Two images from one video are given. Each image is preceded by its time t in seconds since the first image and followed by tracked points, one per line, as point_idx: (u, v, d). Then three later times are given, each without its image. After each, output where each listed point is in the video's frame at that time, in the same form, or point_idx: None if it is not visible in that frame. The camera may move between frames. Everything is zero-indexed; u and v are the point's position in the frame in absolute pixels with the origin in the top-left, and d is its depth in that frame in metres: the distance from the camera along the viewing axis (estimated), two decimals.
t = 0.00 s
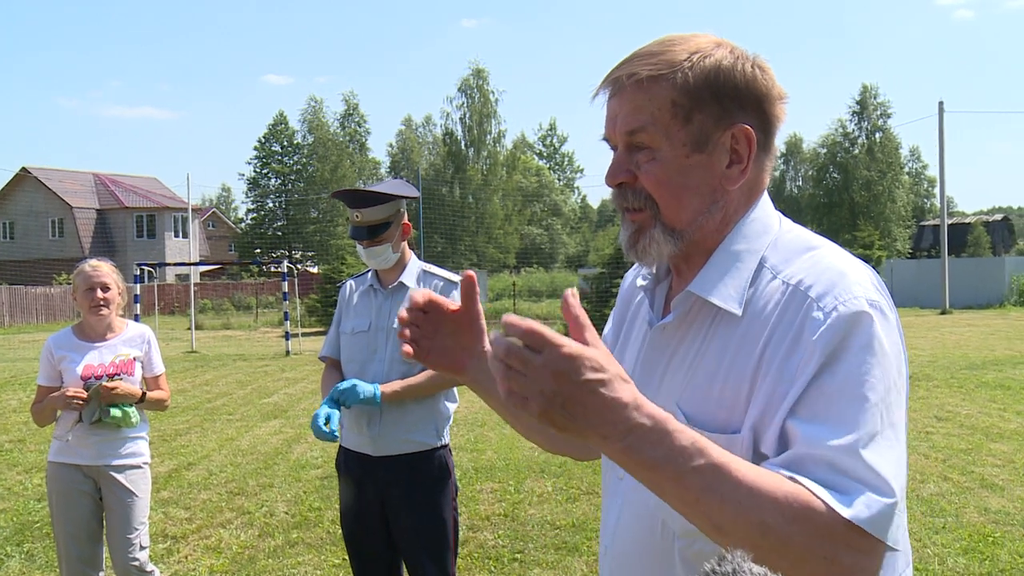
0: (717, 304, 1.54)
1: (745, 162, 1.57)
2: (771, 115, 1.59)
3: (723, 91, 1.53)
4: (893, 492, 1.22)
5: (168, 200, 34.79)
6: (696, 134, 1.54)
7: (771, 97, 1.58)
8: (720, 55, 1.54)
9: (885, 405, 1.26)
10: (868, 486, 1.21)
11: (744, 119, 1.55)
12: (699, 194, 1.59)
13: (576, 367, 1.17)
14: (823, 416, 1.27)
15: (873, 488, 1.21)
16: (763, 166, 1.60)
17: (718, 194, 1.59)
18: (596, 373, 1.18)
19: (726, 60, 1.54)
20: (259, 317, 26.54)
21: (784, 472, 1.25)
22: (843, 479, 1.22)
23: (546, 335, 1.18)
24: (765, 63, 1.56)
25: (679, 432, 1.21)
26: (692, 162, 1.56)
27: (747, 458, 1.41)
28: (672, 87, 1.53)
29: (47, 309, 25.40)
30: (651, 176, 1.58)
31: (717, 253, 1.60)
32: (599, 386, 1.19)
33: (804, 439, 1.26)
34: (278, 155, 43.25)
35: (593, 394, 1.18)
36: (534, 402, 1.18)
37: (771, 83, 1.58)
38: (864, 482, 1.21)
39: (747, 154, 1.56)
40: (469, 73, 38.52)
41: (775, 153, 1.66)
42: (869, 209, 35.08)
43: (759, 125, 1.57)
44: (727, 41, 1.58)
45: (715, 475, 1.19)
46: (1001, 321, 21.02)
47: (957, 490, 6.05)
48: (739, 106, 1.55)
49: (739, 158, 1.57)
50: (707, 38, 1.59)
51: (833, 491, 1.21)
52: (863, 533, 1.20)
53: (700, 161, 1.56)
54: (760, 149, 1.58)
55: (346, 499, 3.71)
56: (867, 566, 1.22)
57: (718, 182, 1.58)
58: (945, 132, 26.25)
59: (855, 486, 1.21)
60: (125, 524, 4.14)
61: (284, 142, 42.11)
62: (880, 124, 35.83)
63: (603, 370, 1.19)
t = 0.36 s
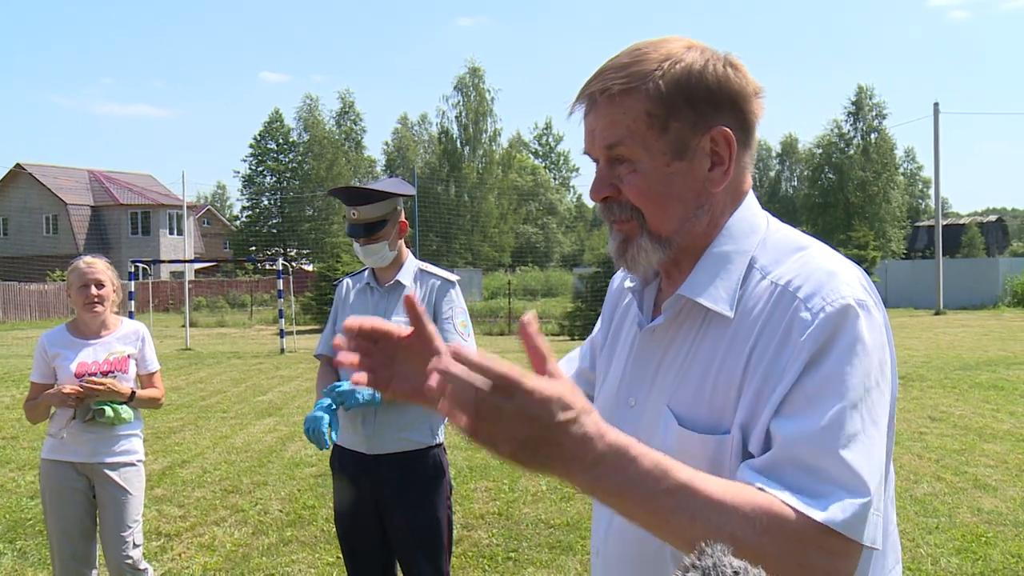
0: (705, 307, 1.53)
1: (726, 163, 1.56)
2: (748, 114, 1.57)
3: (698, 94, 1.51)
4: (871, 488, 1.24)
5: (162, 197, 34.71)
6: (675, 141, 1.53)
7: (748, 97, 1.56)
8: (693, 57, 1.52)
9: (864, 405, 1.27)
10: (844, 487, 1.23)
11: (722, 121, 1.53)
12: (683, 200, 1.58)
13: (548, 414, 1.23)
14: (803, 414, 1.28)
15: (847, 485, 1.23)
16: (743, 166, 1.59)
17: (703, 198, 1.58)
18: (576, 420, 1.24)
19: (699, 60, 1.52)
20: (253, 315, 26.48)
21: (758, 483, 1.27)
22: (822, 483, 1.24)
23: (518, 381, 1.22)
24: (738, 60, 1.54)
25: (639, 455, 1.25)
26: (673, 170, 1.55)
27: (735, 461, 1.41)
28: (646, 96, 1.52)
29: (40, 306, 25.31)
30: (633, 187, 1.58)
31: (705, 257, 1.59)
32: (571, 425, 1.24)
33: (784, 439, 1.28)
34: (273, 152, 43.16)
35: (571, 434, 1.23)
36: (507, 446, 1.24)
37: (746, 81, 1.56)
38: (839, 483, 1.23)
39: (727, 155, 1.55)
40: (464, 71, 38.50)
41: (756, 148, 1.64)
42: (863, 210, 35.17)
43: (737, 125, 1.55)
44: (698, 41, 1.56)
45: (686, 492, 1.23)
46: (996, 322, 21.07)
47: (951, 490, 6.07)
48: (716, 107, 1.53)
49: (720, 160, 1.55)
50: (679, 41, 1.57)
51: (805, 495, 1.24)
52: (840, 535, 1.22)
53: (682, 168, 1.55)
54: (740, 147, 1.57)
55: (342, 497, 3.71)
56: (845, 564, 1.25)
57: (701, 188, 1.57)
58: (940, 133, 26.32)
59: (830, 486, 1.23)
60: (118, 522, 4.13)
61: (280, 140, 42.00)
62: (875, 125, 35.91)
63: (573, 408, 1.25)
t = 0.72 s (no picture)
0: (685, 312, 1.52)
1: (691, 171, 1.56)
2: (706, 118, 1.57)
3: (656, 104, 1.52)
4: (870, 502, 1.28)
5: (155, 198, 34.61)
6: (637, 155, 1.55)
7: (705, 99, 1.56)
8: (645, 67, 1.55)
9: (858, 414, 1.31)
10: (845, 501, 1.27)
11: (681, 127, 1.54)
12: (652, 212, 1.58)
13: None
14: (796, 420, 1.30)
15: (853, 503, 1.27)
16: (710, 171, 1.60)
17: (671, 208, 1.58)
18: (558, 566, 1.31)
19: (651, 70, 1.54)
20: (246, 315, 26.42)
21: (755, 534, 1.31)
22: (826, 501, 1.28)
23: None
24: (692, 65, 1.55)
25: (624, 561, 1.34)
26: (639, 185, 1.56)
27: (727, 466, 1.41)
28: (603, 111, 1.55)
29: (32, 307, 25.22)
30: (600, 206, 1.60)
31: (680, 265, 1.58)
32: None
33: (777, 447, 1.31)
34: (265, 152, 43.07)
35: None
36: None
37: (705, 87, 1.57)
38: (841, 500, 1.27)
39: (691, 160, 1.55)
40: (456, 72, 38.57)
41: (719, 150, 1.64)
42: (855, 209, 35.31)
43: (697, 130, 1.56)
44: (651, 51, 1.59)
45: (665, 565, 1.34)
46: (987, 321, 21.15)
47: (942, 489, 6.09)
48: (673, 116, 1.54)
49: (685, 168, 1.55)
50: (629, 52, 1.60)
51: (807, 520, 1.28)
52: (850, 555, 1.27)
53: (647, 182, 1.56)
54: (703, 151, 1.57)
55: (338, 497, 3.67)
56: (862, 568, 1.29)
57: (670, 198, 1.57)
58: (932, 132, 26.42)
59: (837, 505, 1.28)
60: (109, 524, 4.12)
61: (272, 139, 41.97)
62: (867, 125, 36.07)
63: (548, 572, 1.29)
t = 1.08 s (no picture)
0: (670, 317, 1.52)
1: (670, 176, 1.56)
2: (684, 121, 1.58)
3: (631, 110, 1.54)
4: (872, 504, 1.30)
5: (151, 198, 34.57)
6: (615, 163, 1.56)
7: (682, 103, 1.57)
8: (619, 74, 1.56)
9: (853, 418, 1.32)
10: (845, 507, 1.28)
11: (658, 132, 1.55)
12: (633, 218, 1.58)
13: None
14: (790, 429, 1.31)
15: (855, 509, 1.28)
16: (690, 176, 1.61)
17: (652, 214, 1.58)
18: None
19: (626, 77, 1.56)
20: (242, 316, 26.38)
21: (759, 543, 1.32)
22: (828, 508, 1.29)
23: None
24: (665, 70, 1.57)
25: None
26: (618, 193, 1.57)
27: (719, 471, 1.41)
28: (580, 121, 1.56)
29: (28, 307, 25.17)
30: (580, 215, 1.61)
31: (664, 269, 1.58)
32: None
33: (770, 454, 1.32)
34: (262, 152, 43.10)
35: None
36: None
37: (679, 90, 1.58)
38: (840, 505, 1.29)
39: (669, 165, 1.56)
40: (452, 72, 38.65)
41: (699, 152, 1.64)
42: (851, 209, 35.34)
43: (674, 135, 1.57)
44: (626, 58, 1.60)
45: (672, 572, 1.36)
46: (982, 320, 21.20)
47: (938, 488, 6.11)
48: (648, 121, 1.55)
49: (663, 173, 1.56)
50: (605, 58, 1.61)
51: (810, 528, 1.29)
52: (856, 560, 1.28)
53: (627, 189, 1.57)
54: (682, 157, 1.58)
55: (337, 496, 3.67)
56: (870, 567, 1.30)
57: (651, 204, 1.58)
58: (927, 132, 26.46)
59: (839, 511, 1.28)
60: (104, 525, 4.11)
61: (268, 139, 41.97)
62: (862, 124, 36.13)
63: None
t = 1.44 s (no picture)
0: (666, 312, 1.52)
1: (677, 168, 1.56)
2: (700, 118, 1.58)
3: (643, 98, 1.54)
4: (890, 496, 1.30)
5: (148, 198, 34.54)
6: (624, 148, 1.56)
7: (699, 100, 1.57)
8: (643, 61, 1.56)
9: (860, 415, 1.32)
10: (863, 501, 1.28)
11: (672, 123, 1.55)
12: (637, 205, 1.58)
13: None
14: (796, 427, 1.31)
15: (872, 505, 1.28)
16: (698, 173, 1.60)
17: (656, 203, 1.58)
18: None
19: (648, 65, 1.55)
20: (240, 316, 26.34)
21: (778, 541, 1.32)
22: (841, 503, 1.29)
23: None
24: (687, 64, 1.56)
25: None
26: (625, 177, 1.57)
27: (707, 464, 1.40)
28: (594, 103, 1.57)
29: (24, 307, 25.12)
30: (586, 195, 1.61)
31: (661, 259, 1.58)
32: None
33: (775, 458, 1.32)
34: (259, 152, 43.16)
35: None
36: None
37: (697, 86, 1.57)
38: (857, 502, 1.28)
39: (679, 158, 1.56)
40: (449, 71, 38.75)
41: (710, 150, 1.64)
42: (849, 208, 35.38)
43: (689, 128, 1.56)
44: (646, 49, 1.60)
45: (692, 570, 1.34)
46: (980, 319, 21.23)
47: (936, 486, 6.11)
48: (663, 111, 1.55)
49: (672, 164, 1.56)
50: (626, 47, 1.61)
51: (826, 529, 1.29)
52: (874, 556, 1.28)
53: (633, 174, 1.57)
54: (691, 152, 1.57)
55: (334, 495, 3.67)
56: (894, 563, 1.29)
57: (656, 192, 1.58)
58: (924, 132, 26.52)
59: (856, 508, 1.28)
60: (100, 525, 4.10)
61: (265, 139, 41.96)
62: (859, 123, 36.21)
63: None
